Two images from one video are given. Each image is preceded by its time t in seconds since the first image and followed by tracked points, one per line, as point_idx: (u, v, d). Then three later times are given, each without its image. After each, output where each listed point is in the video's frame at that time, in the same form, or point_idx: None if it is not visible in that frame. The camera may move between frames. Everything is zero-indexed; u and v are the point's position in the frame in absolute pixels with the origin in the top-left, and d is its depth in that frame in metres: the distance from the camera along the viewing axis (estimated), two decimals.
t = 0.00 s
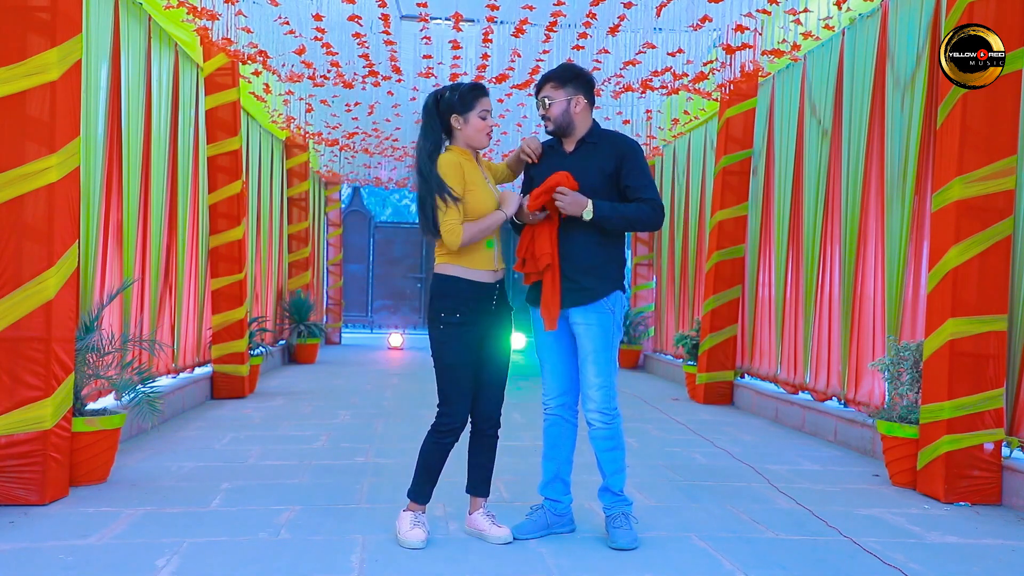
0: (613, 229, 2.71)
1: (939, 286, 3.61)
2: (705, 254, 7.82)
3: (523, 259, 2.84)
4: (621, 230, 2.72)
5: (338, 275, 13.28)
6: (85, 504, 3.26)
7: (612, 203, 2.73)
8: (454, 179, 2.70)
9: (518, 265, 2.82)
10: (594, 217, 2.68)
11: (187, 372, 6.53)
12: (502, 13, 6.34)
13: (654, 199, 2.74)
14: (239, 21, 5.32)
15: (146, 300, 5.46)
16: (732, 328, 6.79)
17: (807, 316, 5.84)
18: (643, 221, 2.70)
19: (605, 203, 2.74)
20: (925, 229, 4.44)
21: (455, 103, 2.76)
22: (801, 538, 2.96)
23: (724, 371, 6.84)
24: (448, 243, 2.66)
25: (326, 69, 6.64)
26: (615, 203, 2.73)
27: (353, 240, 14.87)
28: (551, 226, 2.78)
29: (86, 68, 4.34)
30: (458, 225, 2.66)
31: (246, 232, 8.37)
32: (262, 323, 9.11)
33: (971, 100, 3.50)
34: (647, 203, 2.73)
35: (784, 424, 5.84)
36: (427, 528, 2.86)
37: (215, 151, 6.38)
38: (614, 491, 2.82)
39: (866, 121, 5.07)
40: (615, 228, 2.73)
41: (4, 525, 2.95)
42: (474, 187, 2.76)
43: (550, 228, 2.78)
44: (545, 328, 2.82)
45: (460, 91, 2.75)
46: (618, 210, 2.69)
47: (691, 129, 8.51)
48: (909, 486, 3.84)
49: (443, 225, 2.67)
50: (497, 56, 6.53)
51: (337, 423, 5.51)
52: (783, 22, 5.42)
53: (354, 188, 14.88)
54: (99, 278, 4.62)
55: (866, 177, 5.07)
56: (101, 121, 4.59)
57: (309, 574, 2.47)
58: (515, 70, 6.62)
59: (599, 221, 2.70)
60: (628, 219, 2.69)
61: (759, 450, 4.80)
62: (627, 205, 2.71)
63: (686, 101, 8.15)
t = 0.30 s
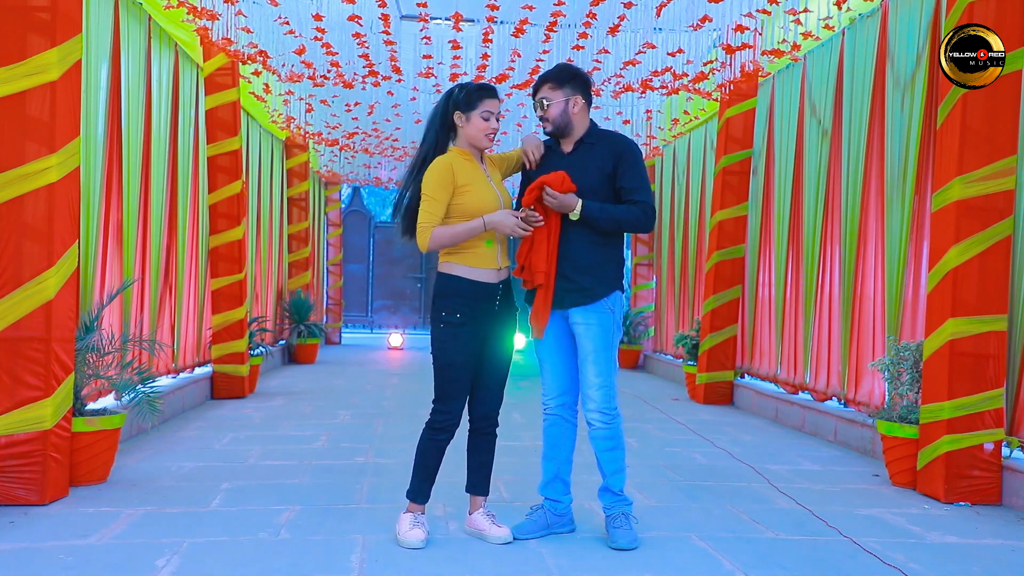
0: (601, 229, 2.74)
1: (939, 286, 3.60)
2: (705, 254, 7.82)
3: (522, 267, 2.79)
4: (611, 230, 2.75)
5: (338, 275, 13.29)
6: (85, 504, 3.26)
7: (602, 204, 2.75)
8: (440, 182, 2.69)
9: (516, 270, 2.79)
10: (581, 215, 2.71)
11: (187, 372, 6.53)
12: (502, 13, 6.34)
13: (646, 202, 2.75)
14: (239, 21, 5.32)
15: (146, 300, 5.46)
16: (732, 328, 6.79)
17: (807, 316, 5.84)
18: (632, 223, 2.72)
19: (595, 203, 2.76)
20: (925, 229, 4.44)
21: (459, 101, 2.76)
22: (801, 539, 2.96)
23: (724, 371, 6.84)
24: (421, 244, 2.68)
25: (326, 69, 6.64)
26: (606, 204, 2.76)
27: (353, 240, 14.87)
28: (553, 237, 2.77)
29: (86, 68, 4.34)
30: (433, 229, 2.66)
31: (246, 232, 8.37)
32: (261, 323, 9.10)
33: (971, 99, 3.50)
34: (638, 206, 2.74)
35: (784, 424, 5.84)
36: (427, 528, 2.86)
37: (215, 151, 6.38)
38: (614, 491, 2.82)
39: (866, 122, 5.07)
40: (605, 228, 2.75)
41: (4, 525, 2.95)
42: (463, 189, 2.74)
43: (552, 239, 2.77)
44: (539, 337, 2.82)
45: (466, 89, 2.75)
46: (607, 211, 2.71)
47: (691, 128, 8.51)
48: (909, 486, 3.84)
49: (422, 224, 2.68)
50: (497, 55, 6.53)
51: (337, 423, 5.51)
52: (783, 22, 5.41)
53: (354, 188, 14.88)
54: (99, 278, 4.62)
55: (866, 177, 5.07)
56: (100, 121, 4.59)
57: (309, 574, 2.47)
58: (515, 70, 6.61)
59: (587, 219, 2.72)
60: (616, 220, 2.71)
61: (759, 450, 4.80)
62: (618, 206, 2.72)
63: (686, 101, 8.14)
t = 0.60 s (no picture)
0: (598, 230, 2.75)
1: (939, 286, 3.61)
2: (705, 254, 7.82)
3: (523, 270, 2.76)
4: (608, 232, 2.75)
5: (338, 275, 13.29)
6: (85, 504, 3.26)
7: (599, 206, 2.76)
8: (441, 184, 2.69)
9: (516, 270, 2.76)
10: (578, 218, 2.72)
11: (187, 372, 6.53)
12: (502, 13, 6.34)
13: (644, 202, 2.74)
14: (239, 21, 5.31)
15: (146, 300, 5.46)
16: (732, 328, 6.80)
17: (807, 316, 5.84)
18: (629, 223, 2.71)
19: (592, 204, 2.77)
20: (925, 229, 4.44)
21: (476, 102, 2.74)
22: (802, 539, 2.96)
23: (724, 371, 6.84)
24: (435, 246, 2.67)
25: (326, 69, 6.64)
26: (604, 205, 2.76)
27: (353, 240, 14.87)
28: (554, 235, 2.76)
29: (86, 68, 4.34)
30: (440, 229, 2.65)
31: (246, 232, 8.37)
32: (261, 323, 9.10)
33: (971, 100, 3.50)
34: (635, 206, 2.74)
35: (784, 424, 5.84)
36: (427, 528, 2.86)
37: (215, 151, 6.38)
38: (614, 491, 2.82)
39: (866, 122, 5.07)
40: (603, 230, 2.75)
41: (4, 525, 2.95)
42: (463, 191, 2.74)
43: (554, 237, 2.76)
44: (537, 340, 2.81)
45: (486, 92, 2.72)
46: (603, 212, 2.72)
47: (691, 128, 8.51)
48: (909, 486, 3.84)
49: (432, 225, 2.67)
50: (497, 55, 6.53)
51: (337, 423, 5.51)
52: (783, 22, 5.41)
53: (354, 188, 14.88)
54: (99, 278, 4.62)
55: (866, 177, 5.07)
56: (100, 121, 4.59)
57: (309, 574, 2.47)
58: (515, 70, 6.60)
59: (583, 221, 2.74)
60: (612, 222, 2.71)
61: (759, 450, 4.80)
62: (615, 208, 2.72)
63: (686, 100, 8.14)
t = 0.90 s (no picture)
0: (595, 229, 2.75)
1: (939, 286, 3.61)
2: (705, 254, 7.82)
3: (524, 268, 2.73)
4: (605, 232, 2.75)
5: (338, 275, 13.29)
6: (85, 504, 3.26)
7: (597, 205, 2.76)
8: (455, 175, 2.71)
9: (516, 271, 2.74)
10: (575, 218, 2.72)
11: (187, 372, 6.53)
12: (502, 13, 6.34)
13: (641, 202, 2.75)
14: (239, 21, 5.31)
15: (146, 300, 5.46)
16: (732, 328, 6.80)
17: (807, 316, 5.84)
18: (626, 223, 2.72)
19: (590, 203, 2.77)
20: (925, 229, 4.44)
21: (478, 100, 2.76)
22: (801, 538, 2.96)
23: (724, 371, 6.84)
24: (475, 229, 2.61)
25: (326, 69, 6.64)
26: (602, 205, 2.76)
27: (353, 240, 14.88)
28: (553, 233, 2.72)
29: (86, 68, 4.34)
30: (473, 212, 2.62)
31: (246, 232, 8.37)
32: (262, 323, 9.10)
33: (971, 100, 3.50)
34: (633, 206, 2.74)
35: (784, 424, 5.84)
36: (427, 528, 2.86)
37: (215, 151, 6.38)
38: (614, 491, 2.81)
39: (866, 122, 5.07)
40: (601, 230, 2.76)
41: (4, 525, 2.95)
42: (476, 185, 2.76)
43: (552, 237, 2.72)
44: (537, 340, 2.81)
45: (488, 91, 2.74)
46: (600, 211, 2.72)
47: (691, 128, 8.51)
48: (908, 486, 3.84)
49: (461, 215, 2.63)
50: (497, 55, 6.53)
51: (337, 423, 5.51)
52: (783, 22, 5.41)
53: (354, 188, 14.89)
54: (99, 278, 4.62)
55: (866, 177, 5.07)
56: (100, 121, 4.59)
57: (309, 574, 2.47)
58: (515, 70, 6.60)
59: (580, 220, 2.74)
60: (610, 221, 2.71)
61: (759, 450, 4.80)
62: (613, 207, 2.73)
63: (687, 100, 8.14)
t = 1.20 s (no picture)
0: (592, 230, 2.74)
1: (939, 286, 3.61)
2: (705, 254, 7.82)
3: (521, 270, 2.75)
4: (603, 232, 2.75)
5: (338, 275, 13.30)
6: (85, 504, 3.26)
7: (595, 206, 2.75)
8: (460, 184, 2.70)
9: (515, 273, 2.75)
10: (574, 219, 2.71)
11: (187, 372, 6.53)
12: (502, 13, 6.34)
13: (640, 202, 2.74)
14: (239, 21, 5.31)
15: (146, 300, 5.46)
16: (732, 328, 6.80)
17: (807, 316, 5.84)
18: (624, 224, 2.71)
19: (589, 204, 2.77)
20: (925, 229, 4.44)
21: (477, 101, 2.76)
22: (801, 538, 2.96)
23: (724, 371, 6.84)
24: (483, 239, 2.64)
25: (326, 69, 6.64)
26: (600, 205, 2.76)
27: (353, 240, 14.88)
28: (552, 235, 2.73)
29: (86, 68, 4.34)
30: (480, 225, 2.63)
31: (246, 232, 8.37)
32: (261, 323, 9.10)
33: (971, 100, 3.50)
34: (631, 206, 2.73)
35: (784, 424, 5.84)
36: (427, 528, 2.86)
37: (215, 151, 6.38)
38: (614, 491, 2.81)
39: (866, 122, 5.07)
40: (599, 231, 2.75)
41: (4, 525, 2.95)
42: (481, 189, 2.76)
43: (551, 237, 2.73)
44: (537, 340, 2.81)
45: (487, 91, 2.75)
46: (598, 212, 2.71)
47: (692, 128, 8.51)
48: (909, 486, 3.84)
49: (470, 225, 2.64)
50: (497, 55, 6.53)
51: (338, 423, 5.51)
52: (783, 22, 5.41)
53: (354, 188, 14.89)
54: (99, 278, 4.62)
55: (866, 177, 5.07)
56: (100, 121, 4.59)
57: (309, 574, 2.47)
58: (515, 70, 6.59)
59: (579, 221, 2.72)
60: (607, 221, 2.70)
61: (759, 450, 4.80)
62: (611, 207, 2.72)
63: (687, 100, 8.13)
